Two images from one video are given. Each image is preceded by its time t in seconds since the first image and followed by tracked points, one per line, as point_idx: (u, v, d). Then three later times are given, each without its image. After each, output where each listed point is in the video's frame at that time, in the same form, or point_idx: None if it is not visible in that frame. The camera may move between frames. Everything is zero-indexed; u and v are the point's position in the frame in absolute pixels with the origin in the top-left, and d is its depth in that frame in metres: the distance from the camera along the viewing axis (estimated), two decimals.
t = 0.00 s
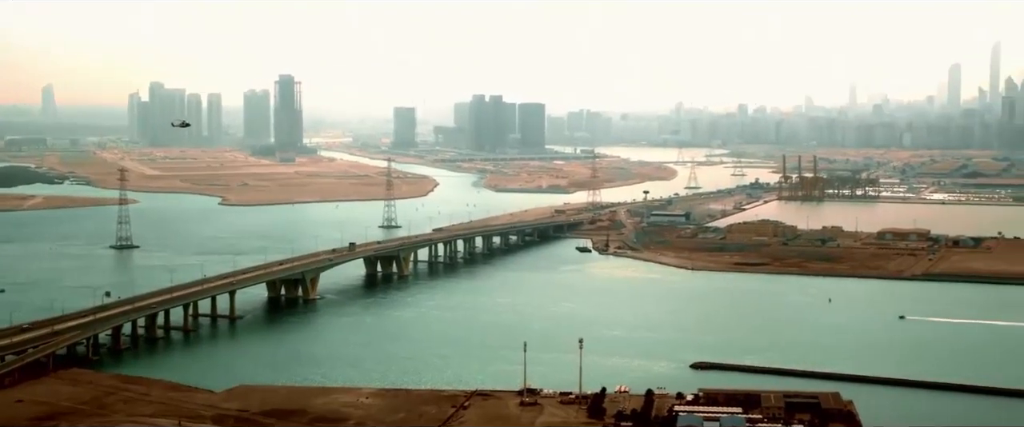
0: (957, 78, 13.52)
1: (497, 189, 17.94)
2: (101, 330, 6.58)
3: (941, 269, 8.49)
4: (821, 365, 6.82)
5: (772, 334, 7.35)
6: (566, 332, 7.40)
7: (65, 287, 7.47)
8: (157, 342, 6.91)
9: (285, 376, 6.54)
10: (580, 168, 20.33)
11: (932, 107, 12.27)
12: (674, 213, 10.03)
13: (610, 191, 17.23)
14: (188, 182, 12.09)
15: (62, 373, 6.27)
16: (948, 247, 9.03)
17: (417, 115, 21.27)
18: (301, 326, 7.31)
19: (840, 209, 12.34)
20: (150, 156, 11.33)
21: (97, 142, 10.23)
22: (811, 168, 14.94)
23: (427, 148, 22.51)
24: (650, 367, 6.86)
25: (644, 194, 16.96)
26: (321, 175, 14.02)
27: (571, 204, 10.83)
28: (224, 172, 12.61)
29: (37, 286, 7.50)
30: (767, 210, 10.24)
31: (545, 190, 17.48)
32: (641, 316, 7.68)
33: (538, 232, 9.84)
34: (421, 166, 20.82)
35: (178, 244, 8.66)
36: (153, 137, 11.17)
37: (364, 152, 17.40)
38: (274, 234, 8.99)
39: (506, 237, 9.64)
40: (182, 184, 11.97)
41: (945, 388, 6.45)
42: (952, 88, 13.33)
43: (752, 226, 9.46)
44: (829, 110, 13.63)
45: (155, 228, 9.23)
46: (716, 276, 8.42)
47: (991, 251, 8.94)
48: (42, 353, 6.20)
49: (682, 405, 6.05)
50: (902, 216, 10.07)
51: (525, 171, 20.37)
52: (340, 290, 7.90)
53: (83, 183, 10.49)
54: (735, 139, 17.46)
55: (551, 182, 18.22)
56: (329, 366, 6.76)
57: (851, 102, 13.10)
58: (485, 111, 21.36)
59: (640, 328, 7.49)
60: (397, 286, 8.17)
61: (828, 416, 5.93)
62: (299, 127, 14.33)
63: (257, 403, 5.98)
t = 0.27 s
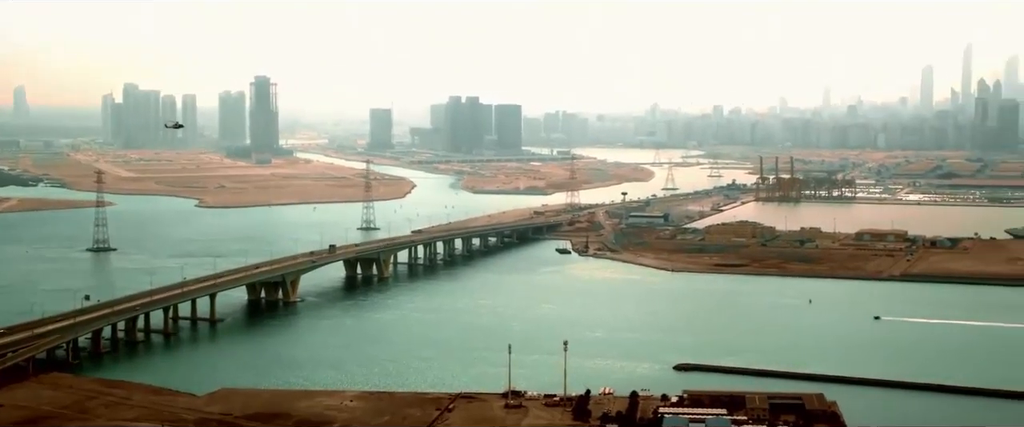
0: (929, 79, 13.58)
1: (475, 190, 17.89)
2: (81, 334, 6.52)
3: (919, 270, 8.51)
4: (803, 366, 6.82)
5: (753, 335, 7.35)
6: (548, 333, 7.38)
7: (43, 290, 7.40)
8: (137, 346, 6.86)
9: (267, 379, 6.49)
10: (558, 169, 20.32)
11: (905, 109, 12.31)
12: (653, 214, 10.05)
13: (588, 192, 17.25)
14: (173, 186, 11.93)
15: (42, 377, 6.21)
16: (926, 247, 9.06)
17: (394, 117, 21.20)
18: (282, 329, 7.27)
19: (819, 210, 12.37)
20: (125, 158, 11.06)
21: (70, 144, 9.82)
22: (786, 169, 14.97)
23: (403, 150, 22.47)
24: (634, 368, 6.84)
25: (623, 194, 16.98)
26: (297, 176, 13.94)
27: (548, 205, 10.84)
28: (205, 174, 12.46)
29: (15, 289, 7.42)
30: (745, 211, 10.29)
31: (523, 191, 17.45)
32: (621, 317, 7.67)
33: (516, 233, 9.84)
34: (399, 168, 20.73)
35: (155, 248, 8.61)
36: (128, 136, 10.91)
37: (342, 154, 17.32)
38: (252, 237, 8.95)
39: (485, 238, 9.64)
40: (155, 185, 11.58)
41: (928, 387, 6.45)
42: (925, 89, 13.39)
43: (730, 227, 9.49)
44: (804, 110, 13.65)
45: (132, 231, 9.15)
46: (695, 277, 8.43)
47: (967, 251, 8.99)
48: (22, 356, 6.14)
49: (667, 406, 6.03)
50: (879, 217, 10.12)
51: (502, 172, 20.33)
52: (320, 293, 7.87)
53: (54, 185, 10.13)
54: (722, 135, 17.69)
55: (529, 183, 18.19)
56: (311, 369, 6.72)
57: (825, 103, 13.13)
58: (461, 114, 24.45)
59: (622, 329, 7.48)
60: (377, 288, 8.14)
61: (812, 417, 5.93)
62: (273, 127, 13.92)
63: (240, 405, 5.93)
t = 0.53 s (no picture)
0: (898, 81, 13.65)
1: (450, 192, 17.90)
2: (59, 338, 6.46)
3: (893, 272, 8.55)
4: (784, 368, 6.81)
5: (732, 337, 7.35)
6: (527, 336, 7.36)
7: (19, 294, 7.33)
8: (114, 350, 6.80)
9: (247, 383, 6.44)
10: (532, 172, 20.36)
11: (877, 111, 12.37)
12: (628, 216, 10.09)
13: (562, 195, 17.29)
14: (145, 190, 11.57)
15: (20, 382, 6.14)
16: (899, 249, 9.11)
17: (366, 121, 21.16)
18: (260, 333, 7.23)
19: (791, 211, 12.42)
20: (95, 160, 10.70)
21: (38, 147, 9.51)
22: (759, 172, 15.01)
23: (376, 152, 22.45)
24: (614, 371, 6.82)
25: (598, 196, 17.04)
26: (269, 179, 13.88)
27: (524, 207, 10.87)
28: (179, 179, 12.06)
29: None
30: (720, 212, 10.35)
31: (497, 194, 17.43)
32: (600, 319, 7.66)
33: (492, 236, 9.85)
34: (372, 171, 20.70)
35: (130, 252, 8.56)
36: (97, 141, 10.37)
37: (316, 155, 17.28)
38: (227, 241, 8.91)
39: (461, 241, 9.65)
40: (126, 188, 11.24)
41: (909, 386, 6.45)
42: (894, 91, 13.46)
43: (706, 228, 9.53)
44: (775, 112, 13.69)
45: (108, 242, 9.09)
46: (672, 279, 8.45)
47: (941, 252, 9.04)
48: None
49: (650, 409, 6.01)
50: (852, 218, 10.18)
51: (476, 174, 20.31)
52: (297, 296, 7.83)
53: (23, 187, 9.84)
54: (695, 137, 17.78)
55: (502, 185, 18.21)
56: (291, 372, 6.66)
57: (798, 106, 13.20)
58: (434, 115, 24.72)
59: (601, 332, 7.46)
60: (354, 292, 8.11)
61: (796, 418, 5.92)
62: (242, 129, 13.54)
63: (220, 410, 5.86)
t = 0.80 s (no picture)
0: (868, 84, 13.73)
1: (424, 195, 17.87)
2: (35, 343, 6.40)
3: (869, 274, 8.59)
4: (765, 371, 6.81)
5: (712, 340, 7.34)
6: (506, 339, 7.33)
7: None
8: (91, 355, 6.74)
9: (227, 387, 6.38)
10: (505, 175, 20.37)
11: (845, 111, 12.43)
12: (602, 219, 10.13)
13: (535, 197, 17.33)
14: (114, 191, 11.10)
15: None
16: (874, 252, 9.16)
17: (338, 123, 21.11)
18: (238, 337, 7.18)
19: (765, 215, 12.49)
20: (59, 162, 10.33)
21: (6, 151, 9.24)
22: (732, 175, 15.05)
23: (347, 154, 22.42)
24: (595, 374, 6.80)
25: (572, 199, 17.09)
26: (242, 182, 13.83)
27: (499, 210, 10.89)
28: (150, 181, 12.07)
29: None
30: (694, 215, 10.42)
31: (471, 197, 17.40)
32: (578, 323, 7.65)
33: (468, 239, 9.88)
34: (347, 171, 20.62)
35: (105, 257, 8.50)
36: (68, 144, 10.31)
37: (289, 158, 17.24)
38: (202, 247, 8.88)
39: (436, 244, 9.66)
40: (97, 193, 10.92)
41: (890, 387, 6.46)
42: (864, 93, 13.54)
43: (680, 231, 9.58)
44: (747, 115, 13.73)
45: (83, 249, 9.00)
46: (649, 282, 8.46)
47: (914, 255, 9.09)
48: None
49: (633, 412, 5.98)
50: (826, 221, 10.23)
51: (449, 177, 20.30)
52: (274, 301, 7.80)
53: None
54: (667, 139, 17.82)
55: (476, 188, 18.21)
56: (270, 375, 6.61)
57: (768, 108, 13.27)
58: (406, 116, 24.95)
59: (580, 335, 7.44)
60: (330, 296, 8.08)
61: (779, 420, 5.90)
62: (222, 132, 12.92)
63: (200, 414, 5.80)
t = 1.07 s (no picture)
0: (842, 87, 13.78)
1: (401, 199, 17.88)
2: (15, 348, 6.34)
3: (847, 277, 8.63)
4: (747, 374, 6.80)
5: (694, 343, 7.34)
6: (487, 343, 7.31)
7: None
8: (70, 360, 6.69)
9: (208, 392, 6.33)
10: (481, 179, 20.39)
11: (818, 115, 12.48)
12: (580, 223, 10.15)
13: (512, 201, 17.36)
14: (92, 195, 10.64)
15: None
16: (851, 255, 9.20)
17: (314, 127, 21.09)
18: (219, 341, 7.14)
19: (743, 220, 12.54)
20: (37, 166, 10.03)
21: None
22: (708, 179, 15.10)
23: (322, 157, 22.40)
24: (577, 378, 6.78)
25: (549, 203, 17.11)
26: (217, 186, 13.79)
27: (476, 213, 10.90)
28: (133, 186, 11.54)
29: None
30: (671, 219, 10.46)
31: (448, 200, 17.40)
32: (559, 326, 7.64)
33: (446, 242, 9.89)
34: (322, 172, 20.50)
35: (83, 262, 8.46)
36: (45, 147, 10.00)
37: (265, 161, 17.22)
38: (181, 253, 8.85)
39: (415, 248, 9.66)
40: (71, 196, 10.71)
41: (872, 390, 6.47)
42: (837, 97, 13.60)
43: (658, 235, 9.61)
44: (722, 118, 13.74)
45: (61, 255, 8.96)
46: (629, 285, 8.48)
47: (891, 258, 9.14)
48: None
49: (618, 416, 5.96)
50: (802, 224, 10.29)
51: (425, 180, 20.29)
52: (254, 305, 7.77)
53: None
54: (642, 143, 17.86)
55: (452, 191, 18.22)
56: (252, 380, 6.56)
57: (743, 112, 13.32)
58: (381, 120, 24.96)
59: (561, 339, 7.43)
60: (310, 300, 8.06)
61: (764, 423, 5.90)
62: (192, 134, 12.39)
63: (183, 419, 5.75)
